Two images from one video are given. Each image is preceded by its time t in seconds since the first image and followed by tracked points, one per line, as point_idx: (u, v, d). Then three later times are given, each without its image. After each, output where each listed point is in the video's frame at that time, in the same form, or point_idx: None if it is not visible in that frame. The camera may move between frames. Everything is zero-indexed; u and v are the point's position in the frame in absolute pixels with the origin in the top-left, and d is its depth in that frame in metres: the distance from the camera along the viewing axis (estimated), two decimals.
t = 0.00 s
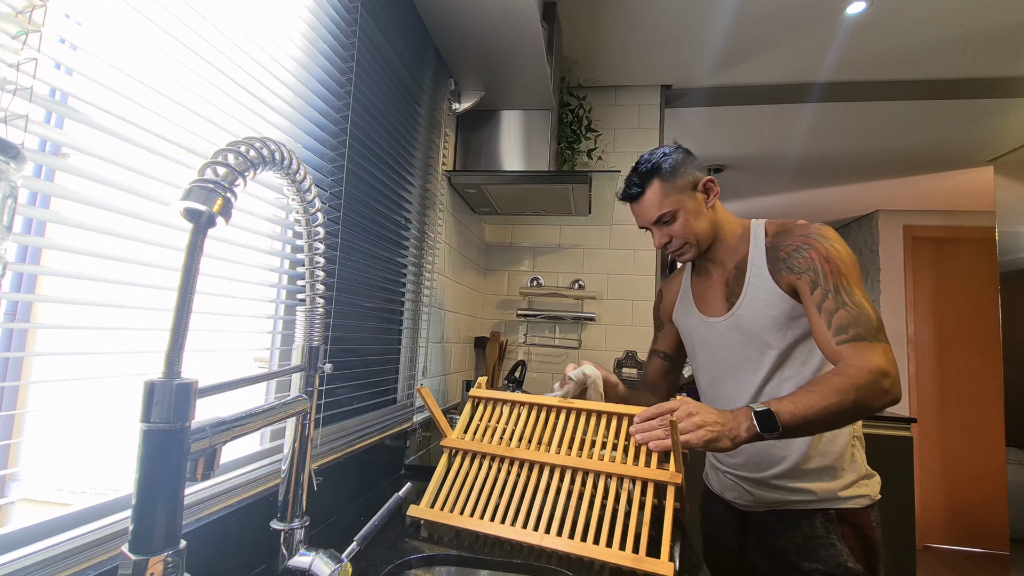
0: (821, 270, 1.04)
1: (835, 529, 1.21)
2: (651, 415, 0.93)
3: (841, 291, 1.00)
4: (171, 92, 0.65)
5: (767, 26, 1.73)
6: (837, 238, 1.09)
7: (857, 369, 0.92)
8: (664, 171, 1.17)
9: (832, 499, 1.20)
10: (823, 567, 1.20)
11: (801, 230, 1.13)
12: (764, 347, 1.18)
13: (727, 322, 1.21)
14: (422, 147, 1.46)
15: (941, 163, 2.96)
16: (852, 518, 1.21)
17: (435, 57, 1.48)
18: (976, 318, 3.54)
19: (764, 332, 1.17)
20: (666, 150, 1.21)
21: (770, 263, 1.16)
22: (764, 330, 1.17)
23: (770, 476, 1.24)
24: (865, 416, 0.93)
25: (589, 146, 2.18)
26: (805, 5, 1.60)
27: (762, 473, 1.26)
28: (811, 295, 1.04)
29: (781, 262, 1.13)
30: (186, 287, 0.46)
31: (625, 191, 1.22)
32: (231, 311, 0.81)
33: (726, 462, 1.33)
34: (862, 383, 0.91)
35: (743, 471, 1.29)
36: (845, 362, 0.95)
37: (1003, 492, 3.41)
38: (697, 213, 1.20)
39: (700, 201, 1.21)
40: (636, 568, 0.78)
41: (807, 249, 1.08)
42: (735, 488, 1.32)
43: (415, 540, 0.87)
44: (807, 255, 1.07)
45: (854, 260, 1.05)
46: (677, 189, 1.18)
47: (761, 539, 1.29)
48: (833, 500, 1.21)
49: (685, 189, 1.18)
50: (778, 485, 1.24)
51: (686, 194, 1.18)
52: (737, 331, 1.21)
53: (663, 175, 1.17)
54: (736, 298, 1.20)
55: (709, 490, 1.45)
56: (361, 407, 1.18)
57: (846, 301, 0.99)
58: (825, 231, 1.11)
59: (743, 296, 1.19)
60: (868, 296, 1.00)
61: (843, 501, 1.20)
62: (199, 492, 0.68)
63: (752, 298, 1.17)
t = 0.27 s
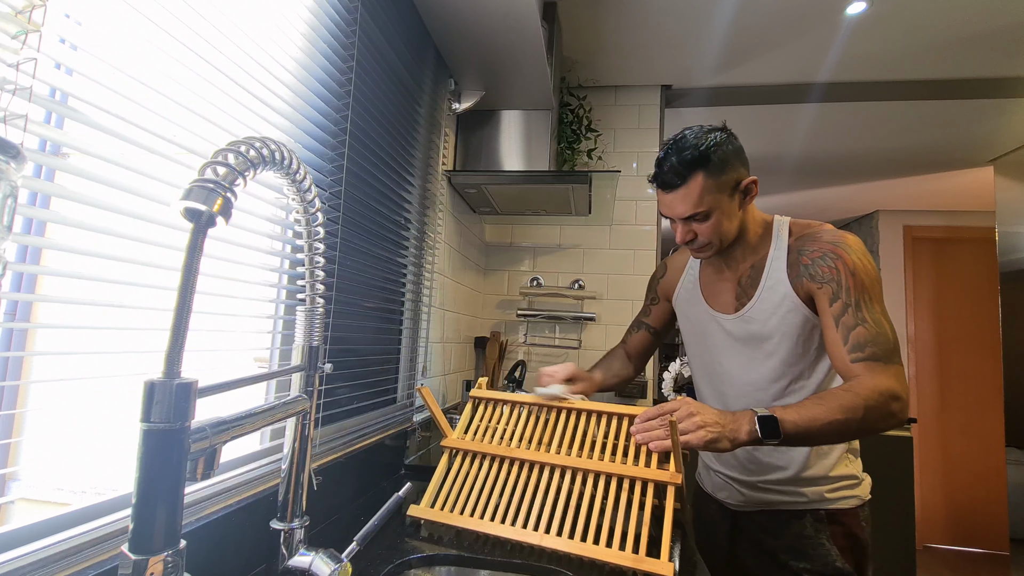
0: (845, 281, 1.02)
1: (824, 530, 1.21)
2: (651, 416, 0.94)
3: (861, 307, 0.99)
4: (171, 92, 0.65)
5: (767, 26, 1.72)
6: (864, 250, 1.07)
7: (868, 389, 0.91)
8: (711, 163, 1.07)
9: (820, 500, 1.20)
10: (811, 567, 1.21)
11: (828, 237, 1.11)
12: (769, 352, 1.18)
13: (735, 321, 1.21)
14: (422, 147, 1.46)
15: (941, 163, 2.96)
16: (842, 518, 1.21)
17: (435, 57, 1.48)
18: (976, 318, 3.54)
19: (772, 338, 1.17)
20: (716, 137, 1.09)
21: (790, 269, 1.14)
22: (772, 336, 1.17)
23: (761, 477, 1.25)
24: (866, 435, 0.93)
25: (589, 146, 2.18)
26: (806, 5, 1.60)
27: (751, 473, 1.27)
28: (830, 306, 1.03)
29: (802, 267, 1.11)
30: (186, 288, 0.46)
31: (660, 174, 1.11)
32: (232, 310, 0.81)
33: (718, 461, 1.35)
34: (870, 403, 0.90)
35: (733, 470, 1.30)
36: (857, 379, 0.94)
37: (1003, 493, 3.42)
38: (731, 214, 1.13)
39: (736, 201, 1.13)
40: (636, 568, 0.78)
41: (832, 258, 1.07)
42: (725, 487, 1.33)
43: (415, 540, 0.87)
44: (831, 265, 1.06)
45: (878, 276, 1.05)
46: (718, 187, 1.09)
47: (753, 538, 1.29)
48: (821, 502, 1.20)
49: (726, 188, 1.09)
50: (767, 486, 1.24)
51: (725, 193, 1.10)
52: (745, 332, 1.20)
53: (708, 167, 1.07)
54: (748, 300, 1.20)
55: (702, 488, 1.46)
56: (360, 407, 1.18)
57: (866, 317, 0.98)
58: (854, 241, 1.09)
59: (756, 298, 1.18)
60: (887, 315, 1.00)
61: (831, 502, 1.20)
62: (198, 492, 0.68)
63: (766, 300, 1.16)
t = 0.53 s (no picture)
0: (852, 292, 1.02)
1: (832, 530, 1.21)
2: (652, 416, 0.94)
3: (868, 319, 1.00)
4: (171, 92, 0.65)
5: (766, 26, 1.72)
6: (870, 258, 1.07)
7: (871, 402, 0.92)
8: (719, 183, 1.04)
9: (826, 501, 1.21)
10: (818, 568, 1.21)
11: (835, 244, 1.11)
12: (769, 361, 1.18)
13: (737, 327, 1.22)
14: (422, 147, 1.46)
15: (941, 163, 2.96)
16: (849, 519, 1.21)
17: (435, 57, 1.48)
18: (975, 319, 3.54)
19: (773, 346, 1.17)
20: (729, 154, 1.05)
21: (795, 277, 1.14)
22: (773, 345, 1.17)
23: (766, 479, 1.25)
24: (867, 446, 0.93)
25: (589, 146, 2.18)
26: (805, 5, 1.60)
27: (755, 476, 1.26)
28: (836, 317, 1.03)
29: (808, 276, 1.11)
30: (186, 287, 0.46)
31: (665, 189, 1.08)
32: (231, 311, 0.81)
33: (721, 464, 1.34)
34: (872, 415, 0.91)
35: (737, 472, 1.30)
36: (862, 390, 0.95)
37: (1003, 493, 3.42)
38: (734, 232, 1.11)
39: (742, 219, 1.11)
40: (636, 567, 0.78)
41: (838, 266, 1.06)
42: (730, 489, 1.33)
43: (415, 540, 0.87)
44: (838, 274, 1.05)
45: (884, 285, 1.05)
46: (724, 207, 1.06)
47: (757, 539, 1.29)
48: (826, 503, 1.21)
49: (732, 208, 1.07)
50: (771, 488, 1.24)
51: (731, 213, 1.07)
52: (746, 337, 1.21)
53: (716, 187, 1.04)
54: (751, 307, 1.20)
55: (706, 489, 1.46)
56: (360, 407, 1.18)
57: (872, 329, 0.99)
58: (860, 248, 1.09)
59: (759, 307, 1.18)
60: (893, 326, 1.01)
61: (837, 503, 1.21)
62: (198, 492, 0.68)
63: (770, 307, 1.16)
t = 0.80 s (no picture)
0: (845, 299, 1.03)
1: (843, 533, 1.20)
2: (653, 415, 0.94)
3: (863, 327, 1.00)
4: (171, 92, 0.65)
5: (766, 26, 1.72)
6: (859, 262, 1.08)
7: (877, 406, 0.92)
8: (689, 222, 1.02)
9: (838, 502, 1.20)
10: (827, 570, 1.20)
11: (822, 250, 1.11)
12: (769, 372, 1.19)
13: (734, 342, 1.21)
14: (422, 148, 1.46)
15: (941, 163, 2.96)
16: (860, 521, 1.20)
17: (435, 57, 1.48)
18: (975, 319, 3.54)
19: (771, 358, 1.17)
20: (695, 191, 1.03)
21: (787, 290, 1.13)
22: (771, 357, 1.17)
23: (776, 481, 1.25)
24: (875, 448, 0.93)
25: (589, 145, 2.18)
26: (805, 5, 1.60)
27: (767, 479, 1.26)
28: (831, 326, 1.03)
29: (798, 286, 1.11)
30: (186, 287, 0.46)
31: (638, 233, 1.06)
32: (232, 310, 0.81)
33: (731, 467, 1.34)
34: (879, 418, 0.91)
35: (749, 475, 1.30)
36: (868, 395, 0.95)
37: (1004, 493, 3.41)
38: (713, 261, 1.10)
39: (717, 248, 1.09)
40: (636, 567, 0.78)
41: (827, 275, 1.07)
42: (741, 492, 1.32)
43: (415, 539, 0.87)
44: (828, 283, 1.06)
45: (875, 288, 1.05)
46: (698, 242, 1.04)
47: (767, 541, 1.29)
48: (839, 506, 1.21)
49: (705, 241, 1.05)
50: (783, 491, 1.24)
51: (706, 245, 1.06)
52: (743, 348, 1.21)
53: (687, 226, 1.02)
54: (744, 320, 1.19)
55: (716, 491, 1.46)
56: (360, 407, 1.18)
57: (870, 336, 0.99)
58: (849, 253, 1.09)
59: (753, 321, 1.17)
60: (889, 330, 1.01)
61: (849, 503, 1.20)
62: (198, 492, 0.68)
63: (763, 317, 1.16)
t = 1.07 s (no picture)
0: (789, 273, 1.03)
1: (844, 529, 1.21)
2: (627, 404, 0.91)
3: (812, 292, 0.99)
4: (172, 92, 0.65)
5: (766, 26, 1.72)
6: (800, 239, 1.09)
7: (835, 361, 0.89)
8: (640, 220, 1.08)
9: (840, 498, 1.20)
10: (830, 568, 1.22)
11: (765, 236, 1.13)
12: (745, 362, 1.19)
13: (710, 338, 1.22)
14: (422, 148, 1.46)
15: (941, 163, 2.96)
16: (861, 518, 1.21)
17: (435, 57, 1.48)
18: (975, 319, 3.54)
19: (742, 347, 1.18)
20: (637, 196, 1.11)
21: (742, 278, 1.15)
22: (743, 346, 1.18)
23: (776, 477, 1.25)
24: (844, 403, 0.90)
25: (589, 145, 2.18)
26: (805, 5, 1.60)
27: (766, 476, 1.26)
28: (783, 299, 1.02)
29: (749, 270, 1.13)
30: (185, 287, 0.46)
31: (600, 246, 1.11)
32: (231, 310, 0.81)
33: (729, 465, 1.34)
34: (840, 371, 0.88)
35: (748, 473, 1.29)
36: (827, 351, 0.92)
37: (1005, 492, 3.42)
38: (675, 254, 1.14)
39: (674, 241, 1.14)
40: (631, 557, 0.79)
41: (771, 255, 1.08)
42: (741, 490, 1.32)
43: (415, 539, 0.87)
44: (775, 260, 1.06)
45: (819, 259, 1.06)
46: (653, 236, 1.10)
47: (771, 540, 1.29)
48: (840, 501, 1.21)
49: (660, 234, 1.10)
50: (784, 488, 1.24)
51: (662, 238, 1.11)
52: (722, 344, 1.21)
53: (638, 223, 1.08)
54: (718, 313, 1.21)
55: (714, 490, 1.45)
56: (360, 407, 1.18)
57: (818, 299, 0.98)
58: (789, 234, 1.11)
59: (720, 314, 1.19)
60: (836, 292, 1.00)
61: (852, 499, 1.21)
62: (198, 492, 0.68)
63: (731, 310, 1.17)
